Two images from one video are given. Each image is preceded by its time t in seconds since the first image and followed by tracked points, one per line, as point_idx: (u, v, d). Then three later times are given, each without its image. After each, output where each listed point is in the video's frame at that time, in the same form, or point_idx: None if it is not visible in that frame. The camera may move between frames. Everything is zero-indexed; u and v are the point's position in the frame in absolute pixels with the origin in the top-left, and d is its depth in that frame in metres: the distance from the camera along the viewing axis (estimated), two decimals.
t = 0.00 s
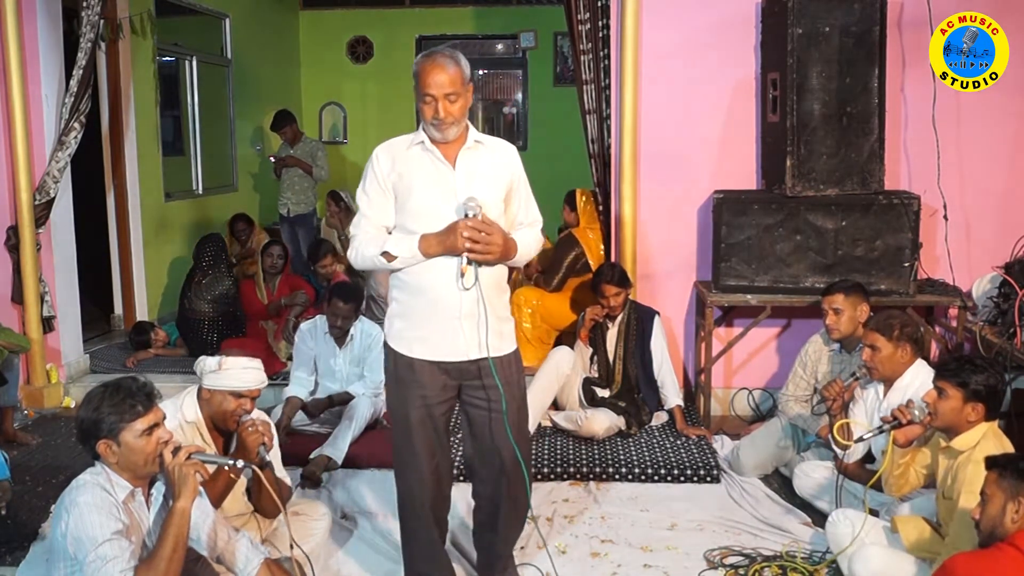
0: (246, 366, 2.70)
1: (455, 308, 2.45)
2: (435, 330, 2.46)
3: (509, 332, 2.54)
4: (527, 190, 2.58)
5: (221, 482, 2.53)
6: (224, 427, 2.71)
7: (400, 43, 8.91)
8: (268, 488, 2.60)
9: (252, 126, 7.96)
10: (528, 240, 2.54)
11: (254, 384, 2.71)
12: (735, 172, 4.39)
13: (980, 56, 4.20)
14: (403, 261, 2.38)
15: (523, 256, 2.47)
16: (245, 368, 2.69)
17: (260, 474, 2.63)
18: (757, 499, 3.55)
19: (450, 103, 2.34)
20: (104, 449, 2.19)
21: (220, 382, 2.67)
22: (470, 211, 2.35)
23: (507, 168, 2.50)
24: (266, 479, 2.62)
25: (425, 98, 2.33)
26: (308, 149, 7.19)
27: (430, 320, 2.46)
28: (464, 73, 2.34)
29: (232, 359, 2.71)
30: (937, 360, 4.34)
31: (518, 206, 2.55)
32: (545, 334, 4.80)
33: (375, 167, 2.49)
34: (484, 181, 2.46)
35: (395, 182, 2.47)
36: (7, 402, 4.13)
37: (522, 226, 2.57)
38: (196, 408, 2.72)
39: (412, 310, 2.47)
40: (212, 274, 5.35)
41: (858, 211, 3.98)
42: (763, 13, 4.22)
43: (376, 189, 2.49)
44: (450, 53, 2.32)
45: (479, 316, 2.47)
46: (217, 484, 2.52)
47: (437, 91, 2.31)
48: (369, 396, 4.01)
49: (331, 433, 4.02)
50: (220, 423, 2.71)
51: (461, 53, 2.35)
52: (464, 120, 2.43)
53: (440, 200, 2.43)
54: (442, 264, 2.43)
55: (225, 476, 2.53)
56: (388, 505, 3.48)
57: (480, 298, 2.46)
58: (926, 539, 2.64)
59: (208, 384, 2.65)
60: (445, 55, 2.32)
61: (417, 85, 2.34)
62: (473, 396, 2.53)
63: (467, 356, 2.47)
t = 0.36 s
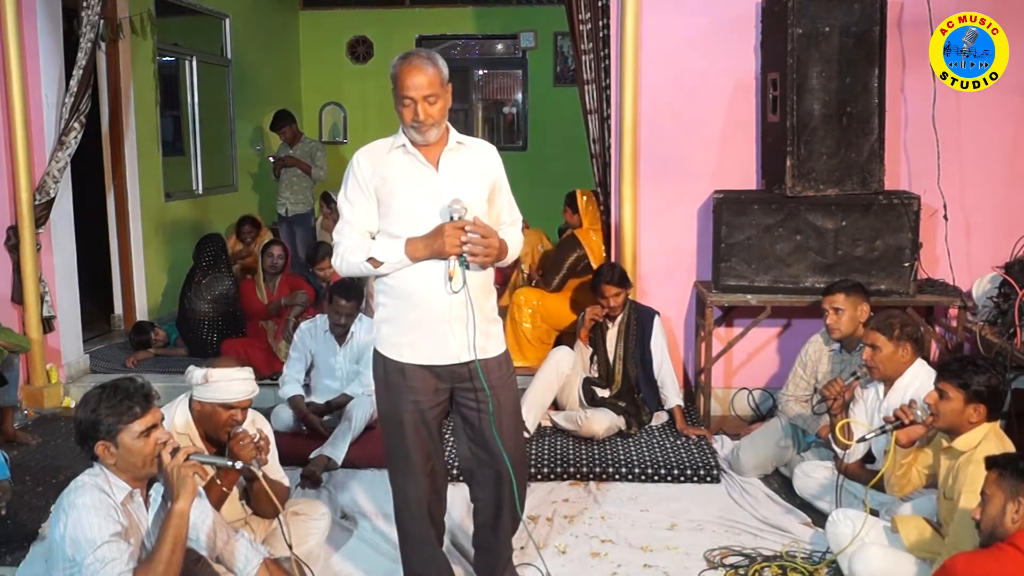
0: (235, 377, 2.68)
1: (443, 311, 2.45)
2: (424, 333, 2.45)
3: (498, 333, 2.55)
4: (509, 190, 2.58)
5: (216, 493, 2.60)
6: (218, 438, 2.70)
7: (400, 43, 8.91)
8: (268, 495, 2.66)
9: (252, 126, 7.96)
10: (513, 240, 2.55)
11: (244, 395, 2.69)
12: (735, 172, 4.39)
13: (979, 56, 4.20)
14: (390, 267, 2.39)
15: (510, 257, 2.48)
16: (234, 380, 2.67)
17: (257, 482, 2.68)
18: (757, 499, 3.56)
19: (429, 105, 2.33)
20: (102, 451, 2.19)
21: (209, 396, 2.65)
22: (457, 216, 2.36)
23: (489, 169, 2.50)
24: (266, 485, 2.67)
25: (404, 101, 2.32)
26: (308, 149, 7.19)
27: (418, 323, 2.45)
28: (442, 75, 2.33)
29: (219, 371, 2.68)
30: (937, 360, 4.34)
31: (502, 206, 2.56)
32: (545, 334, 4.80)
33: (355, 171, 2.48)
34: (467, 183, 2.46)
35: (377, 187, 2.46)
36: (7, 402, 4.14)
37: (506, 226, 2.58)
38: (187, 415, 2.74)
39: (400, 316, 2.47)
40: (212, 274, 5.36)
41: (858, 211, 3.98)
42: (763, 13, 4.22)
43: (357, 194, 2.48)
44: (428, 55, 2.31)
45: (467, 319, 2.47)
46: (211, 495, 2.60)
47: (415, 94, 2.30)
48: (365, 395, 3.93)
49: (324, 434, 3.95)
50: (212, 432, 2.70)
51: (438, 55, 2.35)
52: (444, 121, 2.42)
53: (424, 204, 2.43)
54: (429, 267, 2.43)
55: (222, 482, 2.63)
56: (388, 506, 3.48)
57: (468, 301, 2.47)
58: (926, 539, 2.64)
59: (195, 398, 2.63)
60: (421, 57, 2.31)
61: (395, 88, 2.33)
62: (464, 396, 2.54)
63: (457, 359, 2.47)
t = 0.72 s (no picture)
0: (226, 385, 2.66)
1: (441, 311, 2.45)
2: (422, 333, 2.45)
3: (495, 331, 2.55)
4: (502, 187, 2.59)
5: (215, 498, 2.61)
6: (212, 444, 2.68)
7: (400, 43, 8.90)
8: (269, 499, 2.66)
9: (252, 126, 7.96)
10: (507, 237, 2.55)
11: (237, 402, 2.67)
12: (735, 172, 4.39)
13: (979, 56, 4.20)
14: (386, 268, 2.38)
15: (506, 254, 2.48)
16: (225, 388, 2.65)
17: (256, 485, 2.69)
18: (757, 499, 3.55)
19: (421, 103, 2.34)
20: (102, 451, 2.19)
21: (201, 404, 2.64)
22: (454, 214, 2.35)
23: (482, 166, 2.51)
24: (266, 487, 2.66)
25: (396, 100, 2.32)
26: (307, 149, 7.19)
27: (416, 324, 2.45)
28: (433, 73, 2.33)
29: (208, 379, 2.66)
30: (937, 360, 4.34)
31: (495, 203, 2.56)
32: (544, 334, 4.81)
33: (347, 171, 2.47)
34: (461, 182, 2.46)
35: (369, 186, 2.46)
36: (7, 402, 4.14)
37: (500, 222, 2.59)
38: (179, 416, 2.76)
39: (398, 317, 2.47)
40: (212, 274, 5.36)
41: (858, 211, 3.98)
42: (763, 13, 4.22)
43: (350, 194, 2.47)
44: (418, 53, 2.31)
45: (464, 318, 2.47)
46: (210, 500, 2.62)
47: (407, 92, 2.31)
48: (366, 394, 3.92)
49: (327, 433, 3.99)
50: (206, 438, 2.69)
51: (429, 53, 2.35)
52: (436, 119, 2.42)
53: (418, 203, 2.43)
54: (426, 268, 2.43)
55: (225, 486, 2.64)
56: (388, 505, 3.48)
57: (465, 300, 2.47)
58: (926, 539, 2.64)
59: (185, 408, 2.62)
60: (413, 55, 2.31)
61: (387, 87, 2.33)
62: (457, 397, 2.55)
63: (455, 359, 2.47)
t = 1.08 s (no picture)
0: (233, 373, 2.70)
1: (444, 312, 2.45)
2: (427, 334, 2.45)
3: (498, 330, 2.56)
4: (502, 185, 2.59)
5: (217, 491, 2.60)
6: (217, 434, 2.71)
7: (400, 43, 8.91)
8: (269, 496, 2.64)
9: (252, 126, 7.95)
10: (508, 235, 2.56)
11: (243, 390, 2.71)
12: (735, 172, 4.39)
13: (979, 56, 4.20)
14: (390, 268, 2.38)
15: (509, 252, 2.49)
16: (232, 376, 2.69)
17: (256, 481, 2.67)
18: (757, 499, 3.56)
19: (423, 104, 2.33)
20: (102, 451, 2.19)
21: (207, 392, 2.67)
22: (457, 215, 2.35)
23: (483, 165, 2.51)
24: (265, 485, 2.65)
25: (398, 100, 2.32)
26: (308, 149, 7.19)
27: (420, 325, 2.45)
28: (435, 74, 2.33)
29: (216, 367, 2.70)
30: (937, 360, 4.34)
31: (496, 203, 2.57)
32: (543, 334, 4.81)
33: (348, 171, 2.46)
34: (462, 181, 2.46)
35: (370, 186, 2.46)
36: (7, 402, 4.14)
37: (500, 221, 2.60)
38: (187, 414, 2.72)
39: (401, 319, 2.47)
40: (211, 275, 5.36)
41: (858, 211, 3.98)
42: (763, 13, 4.22)
43: (351, 195, 2.46)
44: (420, 53, 2.31)
45: (467, 318, 2.47)
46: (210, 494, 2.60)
47: (409, 93, 2.30)
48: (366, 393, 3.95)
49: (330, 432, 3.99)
50: (212, 430, 2.71)
51: (430, 53, 2.34)
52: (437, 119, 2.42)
53: (421, 203, 2.43)
54: (430, 270, 2.43)
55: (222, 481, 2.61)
56: (388, 506, 3.48)
57: (468, 301, 2.47)
58: (926, 540, 2.64)
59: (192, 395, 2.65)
60: (414, 55, 2.31)
61: (388, 87, 2.33)
62: (462, 394, 2.54)
63: (459, 359, 2.48)
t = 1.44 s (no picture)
0: (244, 361, 2.73)
1: (455, 310, 2.45)
2: (438, 332, 2.45)
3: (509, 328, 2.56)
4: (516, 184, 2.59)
5: (223, 479, 2.56)
6: (226, 422, 2.72)
7: (400, 43, 8.91)
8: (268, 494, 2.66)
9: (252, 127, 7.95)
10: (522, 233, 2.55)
11: (253, 378, 2.73)
12: (735, 173, 4.39)
13: (979, 56, 4.20)
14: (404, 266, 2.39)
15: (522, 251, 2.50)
16: (243, 363, 2.72)
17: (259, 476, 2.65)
18: (757, 499, 3.55)
19: (438, 102, 2.34)
20: (101, 450, 2.19)
21: (217, 378, 2.69)
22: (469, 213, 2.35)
23: (497, 164, 2.51)
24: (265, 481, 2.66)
25: (413, 99, 2.33)
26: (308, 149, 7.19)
27: (431, 322, 2.45)
28: (450, 72, 2.33)
29: (229, 355, 2.73)
30: (937, 360, 4.34)
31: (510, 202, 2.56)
32: (543, 334, 4.81)
33: (363, 169, 2.46)
34: (476, 180, 2.46)
35: (385, 184, 2.46)
36: (7, 403, 4.14)
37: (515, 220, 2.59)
38: (198, 406, 2.72)
39: (413, 316, 2.47)
40: (212, 275, 5.38)
41: (858, 211, 3.98)
42: (763, 13, 4.22)
43: (365, 193, 2.47)
44: (436, 53, 2.31)
45: (479, 316, 2.47)
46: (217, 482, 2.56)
47: (424, 91, 2.31)
48: (367, 395, 3.98)
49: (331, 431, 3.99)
50: (221, 418, 2.72)
51: (446, 52, 2.34)
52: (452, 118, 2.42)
53: (434, 202, 2.43)
54: (443, 268, 2.44)
55: (228, 472, 2.56)
56: (388, 506, 3.48)
57: (480, 299, 2.47)
58: (926, 540, 2.64)
59: (205, 380, 2.68)
60: (430, 54, 2.31)
61: (403, 86, 2.33)
62: (466, 396, 2.54)
63: (471, 357, 2.48)
